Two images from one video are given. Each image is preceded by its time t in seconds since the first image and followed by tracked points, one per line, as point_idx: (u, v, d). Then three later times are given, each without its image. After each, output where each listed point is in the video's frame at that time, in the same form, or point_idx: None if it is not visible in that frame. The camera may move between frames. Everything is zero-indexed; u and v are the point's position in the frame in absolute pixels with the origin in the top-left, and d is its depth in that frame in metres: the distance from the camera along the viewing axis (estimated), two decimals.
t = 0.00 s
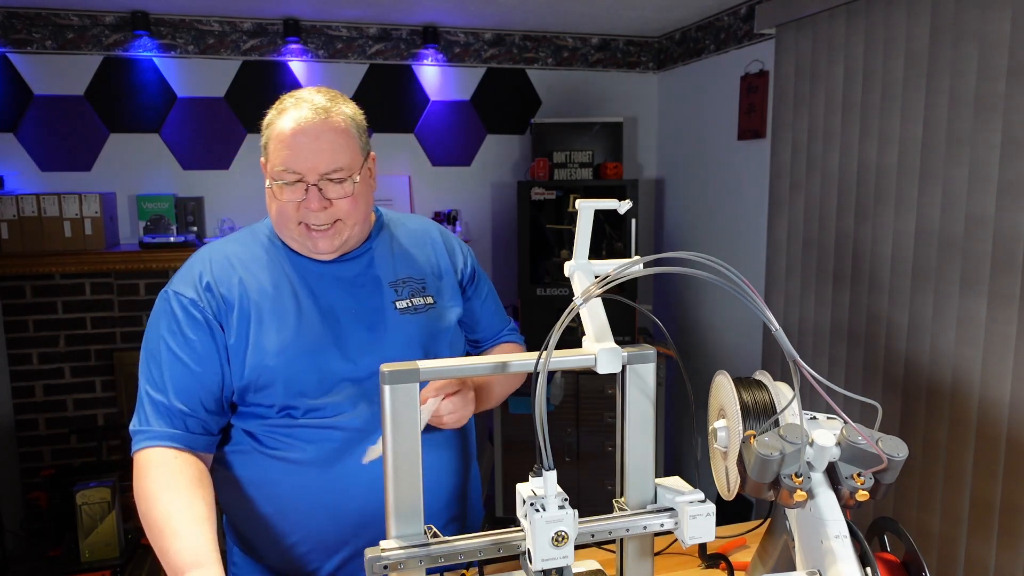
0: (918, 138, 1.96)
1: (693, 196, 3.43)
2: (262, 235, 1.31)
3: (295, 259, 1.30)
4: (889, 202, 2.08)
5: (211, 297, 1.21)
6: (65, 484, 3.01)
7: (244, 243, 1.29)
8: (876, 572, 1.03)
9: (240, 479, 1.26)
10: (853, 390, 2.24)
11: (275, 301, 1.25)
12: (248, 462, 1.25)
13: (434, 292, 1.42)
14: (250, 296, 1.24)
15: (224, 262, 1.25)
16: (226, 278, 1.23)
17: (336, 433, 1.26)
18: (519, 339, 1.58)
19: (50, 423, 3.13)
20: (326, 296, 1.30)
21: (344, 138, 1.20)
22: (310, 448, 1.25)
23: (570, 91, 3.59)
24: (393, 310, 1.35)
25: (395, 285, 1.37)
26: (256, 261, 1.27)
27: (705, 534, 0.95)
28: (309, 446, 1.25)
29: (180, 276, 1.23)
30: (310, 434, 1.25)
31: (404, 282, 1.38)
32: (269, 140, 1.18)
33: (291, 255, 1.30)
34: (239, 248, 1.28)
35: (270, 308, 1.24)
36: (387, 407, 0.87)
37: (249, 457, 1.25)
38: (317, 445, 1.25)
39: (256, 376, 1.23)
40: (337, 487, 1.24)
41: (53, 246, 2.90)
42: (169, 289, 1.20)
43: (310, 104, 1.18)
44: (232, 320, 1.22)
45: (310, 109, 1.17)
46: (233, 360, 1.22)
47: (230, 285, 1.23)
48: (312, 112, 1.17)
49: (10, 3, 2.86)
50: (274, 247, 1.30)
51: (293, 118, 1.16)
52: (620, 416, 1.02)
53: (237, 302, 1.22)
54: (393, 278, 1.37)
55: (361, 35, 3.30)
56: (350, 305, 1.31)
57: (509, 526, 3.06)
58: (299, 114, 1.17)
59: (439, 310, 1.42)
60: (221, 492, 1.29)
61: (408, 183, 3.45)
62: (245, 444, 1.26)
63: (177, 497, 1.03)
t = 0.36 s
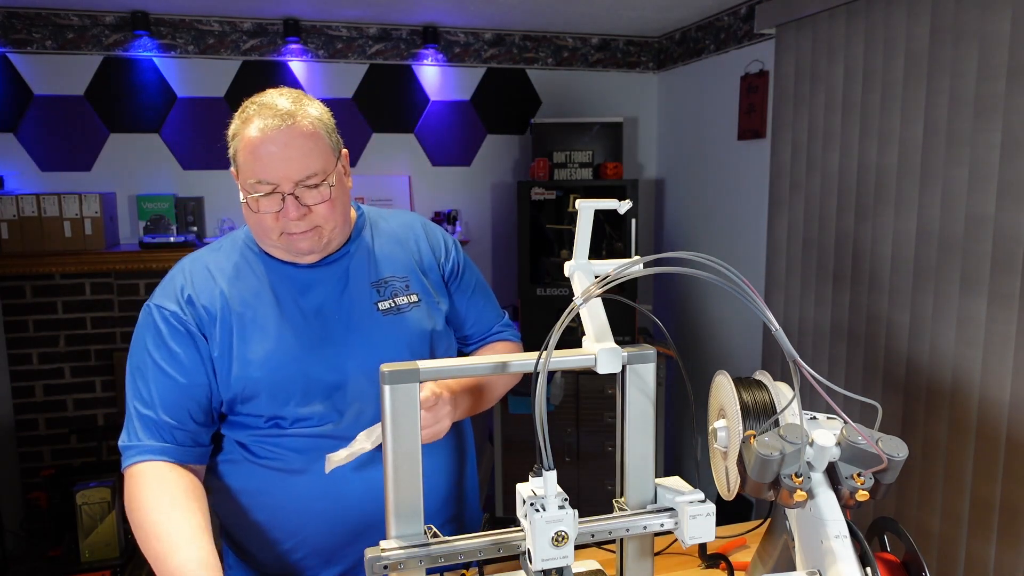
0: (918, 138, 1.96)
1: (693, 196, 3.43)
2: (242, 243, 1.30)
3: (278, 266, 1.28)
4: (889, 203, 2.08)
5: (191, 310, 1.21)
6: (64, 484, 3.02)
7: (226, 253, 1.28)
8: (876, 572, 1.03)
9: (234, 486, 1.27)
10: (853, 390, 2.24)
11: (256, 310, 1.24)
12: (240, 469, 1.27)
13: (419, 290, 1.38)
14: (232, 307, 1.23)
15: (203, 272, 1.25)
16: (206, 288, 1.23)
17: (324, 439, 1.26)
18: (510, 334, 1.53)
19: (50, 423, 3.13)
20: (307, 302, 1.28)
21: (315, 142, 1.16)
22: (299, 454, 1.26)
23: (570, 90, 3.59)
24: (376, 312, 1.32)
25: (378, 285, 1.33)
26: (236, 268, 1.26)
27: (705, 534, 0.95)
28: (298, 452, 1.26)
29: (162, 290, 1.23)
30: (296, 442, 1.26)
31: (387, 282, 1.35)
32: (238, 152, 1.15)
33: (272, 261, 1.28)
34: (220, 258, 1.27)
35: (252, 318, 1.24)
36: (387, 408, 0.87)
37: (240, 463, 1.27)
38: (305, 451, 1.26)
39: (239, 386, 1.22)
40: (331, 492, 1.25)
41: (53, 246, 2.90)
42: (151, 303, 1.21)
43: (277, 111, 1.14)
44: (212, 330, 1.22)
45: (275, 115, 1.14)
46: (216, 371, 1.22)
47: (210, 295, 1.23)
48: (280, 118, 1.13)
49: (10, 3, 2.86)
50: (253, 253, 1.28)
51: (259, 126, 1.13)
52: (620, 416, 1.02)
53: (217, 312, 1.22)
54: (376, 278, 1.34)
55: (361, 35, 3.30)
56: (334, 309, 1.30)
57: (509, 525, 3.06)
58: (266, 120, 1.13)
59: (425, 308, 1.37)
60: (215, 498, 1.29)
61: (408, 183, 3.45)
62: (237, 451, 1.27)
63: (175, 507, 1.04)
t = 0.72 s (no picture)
0: (918, 137, 1.96)
1: (693, 196, 3.43)
2: (232, 242, 1.31)
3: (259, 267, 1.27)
4: (889, 203, 2.08)
5: (168, 311, 1.25)
6: (64, 484, 3.08)
7: (211, 251, 1.30)
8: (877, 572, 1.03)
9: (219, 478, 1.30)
10: (853, 390, 2.24)
11: (235, 312, 1.25)
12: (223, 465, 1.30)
13: (408, 296, 1.32)
14: (208, 308, 1.25)
15: (189, 271, 1.27)
16: (189, 289, 1.26)
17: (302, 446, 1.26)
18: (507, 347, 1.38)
19: (50, 423, 3.13)
20: (285, 306, 1.26)
21: (302, 151, 1.14)
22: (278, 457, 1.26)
23: (570, 90, 3.59)
24: (359, 319, 1.28)
25: (363, 292, 1.29)
26: (220, 269, 1.27)
27: (705, 534, 0.95)
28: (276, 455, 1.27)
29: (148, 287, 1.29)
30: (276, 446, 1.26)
31: (374, 287, 1.30)
32: (225, 160, 1.14)
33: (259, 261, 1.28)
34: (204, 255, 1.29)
35: (226, 320, 1.25)
36: (387, 407, 0.87)
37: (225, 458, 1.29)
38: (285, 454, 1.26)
39: (217, 388, 1.24)
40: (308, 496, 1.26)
41: (53, 246, 2.90)
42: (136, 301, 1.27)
43: (264, 119, 1.12)
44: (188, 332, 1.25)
45: (261, 123, 1.11)
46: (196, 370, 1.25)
47: (191, 297, 1.25)
48: (267, 127, 1.11)
49: (10, 3, 2.86)
50: (240, 254, 1.29)
51: (244, 135, 1.11)
52: (620, 416, 1.02)
53: (196, 313, 1.24)
54: (362, 283, 1.30)
55: (361, 35, 3.30)
56: (316, 314, 1.27)
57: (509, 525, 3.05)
58: (252, 128, 1.11)
59: (413, 315, 1.31)
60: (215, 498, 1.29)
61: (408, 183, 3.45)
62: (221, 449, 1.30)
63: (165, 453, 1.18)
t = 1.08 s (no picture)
0: (918, 137, 1.96)
1: (693, 196, 3.43)
2: (226, 240, 1.31)
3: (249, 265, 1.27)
4: (889, 203, 2.08)
5: (160, 307, 1.26)
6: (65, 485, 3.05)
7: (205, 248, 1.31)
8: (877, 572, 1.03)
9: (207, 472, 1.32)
10: (853, 389, 2.24)
11: (221, 312, 1.25)
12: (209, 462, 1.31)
13: (394, 302, 1.28)
14: (196, 307, 1.26)
15: (181, 268, 1.28)
16: (179, 287, 1.27)
17: (281, 452, 1.26)
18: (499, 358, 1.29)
19: (50, 423, 3.13)
20: (270, 308, 1.25)
21: (298, 151, 1.13)
22: (260, 461, 1.27)
23: (570, 90, 3.59)
24: (342, 325, 1.26)
25: (347, 297, 1.27)
26: (211, 267, 1.28)
27: (705, 534, 0.95)
28: (258, 459, 1.27)
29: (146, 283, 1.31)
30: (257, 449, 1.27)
31: (358, 292, 1.27)
32: (222, 158, 1.14)
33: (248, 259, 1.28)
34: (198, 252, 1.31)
35: (213, 320, 1.25)
36: (387, 407, 0.87)
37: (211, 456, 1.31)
38: (266, 458, 1.26)
39: (204, 388, 1.25)
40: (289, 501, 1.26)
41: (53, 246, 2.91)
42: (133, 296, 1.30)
43: (262, 118, 1.11)
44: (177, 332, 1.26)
45: (258, 121, 1.11)
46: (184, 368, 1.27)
47: (181, 295, 1.26)
48: (264, 125, 1.11)
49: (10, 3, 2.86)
50: (232, 253, 1.29)
51: (241, 132, 1.11)
52: (620, 416, 1.02)
53: (185, 311, 1.25)
54: (346, 288, 1.27)
55: (362, 35, 3.30)
56: (299, 318, 1.26)
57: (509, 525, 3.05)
58: (250, 126, 1.11)
59: (398, 322, 1.27)
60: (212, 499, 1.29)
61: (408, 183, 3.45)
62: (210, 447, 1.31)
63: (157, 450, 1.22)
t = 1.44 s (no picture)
0: (918, 138, 1.96)
1: (694, 195, 3.43)
2: (227, 244, 1.31)
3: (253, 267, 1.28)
4: (889, 203, 2.08)
5: (163, 309, 1.25)
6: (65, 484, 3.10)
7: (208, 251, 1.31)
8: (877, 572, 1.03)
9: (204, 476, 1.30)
10: (854, 389, 2.24)
11: (225, 313, 1.25)
12: (207, 466, 1.29)
13: (397, 304, 1.29)
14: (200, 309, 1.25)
15: (184, 271, 1.28)
16: (182, 289, 1.26)
17: (282, 454, 1.24)
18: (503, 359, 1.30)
19: (49, 423, 3.13)
20: (274, 310, 1.26)
21: (301, 149, 1.14)
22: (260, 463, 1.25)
23: (570, 90, 3.59)
24: (345, 326, 1.26)
25: (350, 298, 1.27)
26: (214, 270, 1.28)
27: (705, 534, 0.95)
28: (257, 461, 1.25)
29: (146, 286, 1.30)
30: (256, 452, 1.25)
31: (362, 294, 1.28)
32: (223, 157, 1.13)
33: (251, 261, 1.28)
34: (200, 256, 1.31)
35: (217, 322, 1.25)
36: (387, 407, 0.87)
37: (211, 459, 1.29)
38: (265, 460, 1.25)
39: (206, 390, 1.24)
40: (289, 503, 1.24)
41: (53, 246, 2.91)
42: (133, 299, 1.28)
43: (266, 116, 1.12)
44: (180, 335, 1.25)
45: (262, 120, 1.11)
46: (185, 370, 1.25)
47: (184, 297, 1.26)
48: (268, 124, 1.11)
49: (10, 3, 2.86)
50: (235, 255, 1.30)
51: (244, 130, 1.11)
52: (620, 416, 1.02)
53: (188, 313, 1.25)
54: (350, 290, 1.28)
55: (362, 35, 3.30)
56: (302, 319, 1.26)
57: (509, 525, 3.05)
58: (254, 125, 1.11)
59: (401, 324, 1.28)
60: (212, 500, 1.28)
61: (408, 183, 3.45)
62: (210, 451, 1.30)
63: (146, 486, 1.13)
